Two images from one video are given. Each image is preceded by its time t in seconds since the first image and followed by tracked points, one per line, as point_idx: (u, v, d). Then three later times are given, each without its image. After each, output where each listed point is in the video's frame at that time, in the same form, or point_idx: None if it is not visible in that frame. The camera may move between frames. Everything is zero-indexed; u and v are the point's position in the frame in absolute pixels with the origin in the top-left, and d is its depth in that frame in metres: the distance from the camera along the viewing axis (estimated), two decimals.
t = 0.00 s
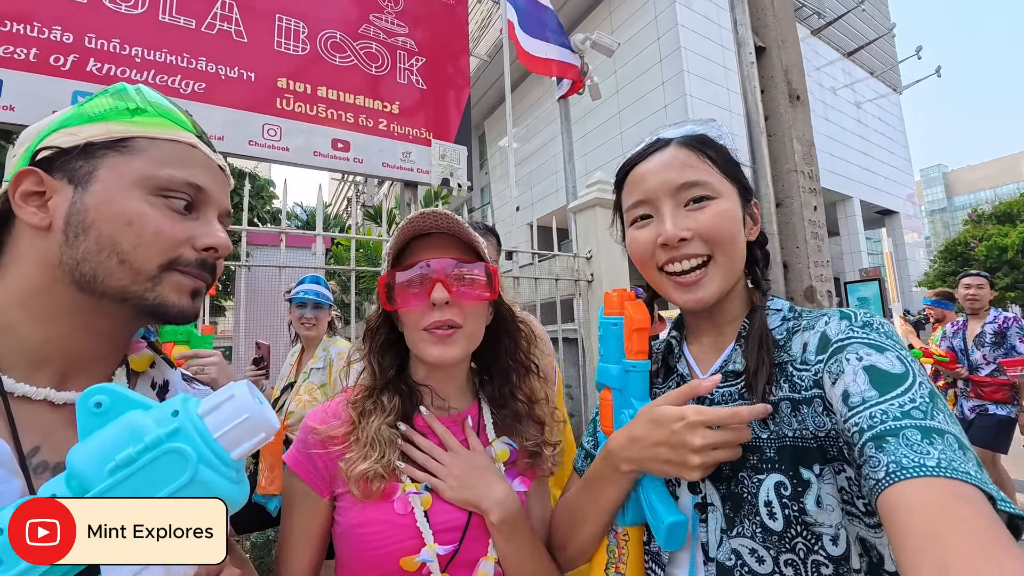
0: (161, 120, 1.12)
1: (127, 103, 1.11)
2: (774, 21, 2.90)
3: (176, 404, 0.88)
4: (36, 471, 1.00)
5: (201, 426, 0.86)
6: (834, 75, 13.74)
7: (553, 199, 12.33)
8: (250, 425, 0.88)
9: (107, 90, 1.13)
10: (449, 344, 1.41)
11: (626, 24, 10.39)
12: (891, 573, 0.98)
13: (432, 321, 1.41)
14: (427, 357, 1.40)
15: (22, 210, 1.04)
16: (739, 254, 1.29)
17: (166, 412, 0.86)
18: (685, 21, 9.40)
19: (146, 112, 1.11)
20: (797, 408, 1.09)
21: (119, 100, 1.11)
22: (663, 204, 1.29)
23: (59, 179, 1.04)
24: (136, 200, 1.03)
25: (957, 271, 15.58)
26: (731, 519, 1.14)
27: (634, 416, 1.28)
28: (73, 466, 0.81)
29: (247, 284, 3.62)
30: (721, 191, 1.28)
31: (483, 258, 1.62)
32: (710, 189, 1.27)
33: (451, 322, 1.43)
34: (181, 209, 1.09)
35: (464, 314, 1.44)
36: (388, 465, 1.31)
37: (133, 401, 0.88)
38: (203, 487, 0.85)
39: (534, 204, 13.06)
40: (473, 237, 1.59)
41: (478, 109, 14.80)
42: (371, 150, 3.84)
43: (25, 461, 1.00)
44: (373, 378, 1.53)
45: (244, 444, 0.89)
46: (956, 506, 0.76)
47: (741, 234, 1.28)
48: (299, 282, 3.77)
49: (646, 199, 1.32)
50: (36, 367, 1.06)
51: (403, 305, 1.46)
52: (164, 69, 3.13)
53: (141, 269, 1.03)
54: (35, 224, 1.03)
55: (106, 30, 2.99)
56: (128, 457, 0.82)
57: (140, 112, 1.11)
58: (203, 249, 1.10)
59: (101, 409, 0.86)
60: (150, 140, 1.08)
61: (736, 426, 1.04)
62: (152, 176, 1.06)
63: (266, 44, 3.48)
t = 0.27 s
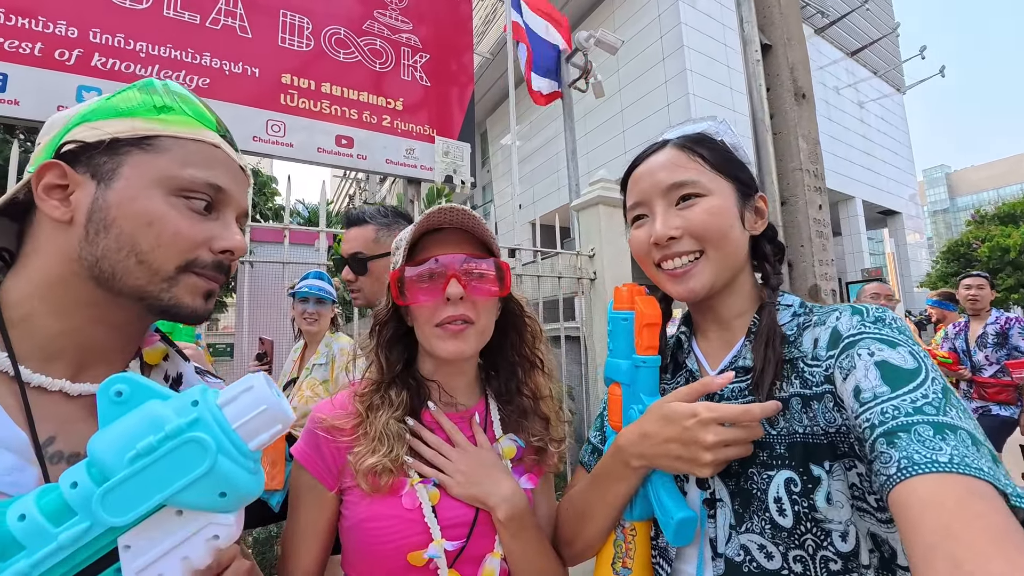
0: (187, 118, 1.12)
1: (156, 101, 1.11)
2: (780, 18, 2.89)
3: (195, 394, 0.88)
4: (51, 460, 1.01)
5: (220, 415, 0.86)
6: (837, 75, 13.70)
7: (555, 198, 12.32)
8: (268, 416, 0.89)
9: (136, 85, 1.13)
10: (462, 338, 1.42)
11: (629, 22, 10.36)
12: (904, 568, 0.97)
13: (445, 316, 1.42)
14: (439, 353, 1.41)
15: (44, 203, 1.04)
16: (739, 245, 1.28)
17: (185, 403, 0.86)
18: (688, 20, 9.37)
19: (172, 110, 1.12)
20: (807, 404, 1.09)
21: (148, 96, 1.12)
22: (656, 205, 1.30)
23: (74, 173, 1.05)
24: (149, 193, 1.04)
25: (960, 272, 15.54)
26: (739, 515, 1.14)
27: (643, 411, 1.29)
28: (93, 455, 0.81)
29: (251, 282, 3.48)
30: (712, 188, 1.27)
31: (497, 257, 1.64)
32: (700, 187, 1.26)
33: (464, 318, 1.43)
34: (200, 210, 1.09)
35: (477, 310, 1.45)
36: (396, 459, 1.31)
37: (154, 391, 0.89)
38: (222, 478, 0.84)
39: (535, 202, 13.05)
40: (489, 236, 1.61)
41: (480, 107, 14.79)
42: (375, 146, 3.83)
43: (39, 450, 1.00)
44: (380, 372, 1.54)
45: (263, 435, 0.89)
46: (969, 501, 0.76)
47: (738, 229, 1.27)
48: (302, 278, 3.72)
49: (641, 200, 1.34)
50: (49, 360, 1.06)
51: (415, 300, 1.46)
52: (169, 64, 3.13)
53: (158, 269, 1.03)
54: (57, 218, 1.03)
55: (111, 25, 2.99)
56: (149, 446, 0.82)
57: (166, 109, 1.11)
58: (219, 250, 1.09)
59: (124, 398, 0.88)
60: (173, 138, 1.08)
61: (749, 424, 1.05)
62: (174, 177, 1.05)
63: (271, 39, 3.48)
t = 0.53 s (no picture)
0: (192, 114, 1.11)
1: (161, 96, 1.10)
2: (786, 17, 2.88)
3: (194, 382, 0.86)
4: (49, 455, 1.00)
5: (220, 404, 0.85)
6: (839, 75, 13.68)
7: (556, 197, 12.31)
8: (269, 404, 0.87)
9: (140, 78, 1.12)
10: (475, 335, 1.41)
11: (631, 21, 10.33)
12: (917, 571, 0.96)
13: (457, 312, 1.41)
14: (451, 349, 1.40)
15: (44, 195, 1.02)
16: (745, 244, 1.26)
17: (185, 391, 0.85)
18: (690, 19, 9.35)
19: (177, 105, 1.10)
20: (817, 402, 1.08)
21: (153, 91, 1.10)
22: (661, 204, 1.30)
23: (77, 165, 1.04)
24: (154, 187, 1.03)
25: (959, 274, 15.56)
26: (749, 513, 1.13)
27: (655, 408, 1.28)
28: (91, 444, 0.80)
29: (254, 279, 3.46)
30: (718, 187, 1.25)
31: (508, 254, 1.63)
32: (705, 186, 1.25)
33: (477, 313, 1.42)
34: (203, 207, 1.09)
35: (490, 307, 1.44)
36: (407, 457, 1.30)
37: (153, 379, 0.88)
38: (222, 467, 0.84)
39: (536, 201, 13.04)
40: (502, 232, 1.60)
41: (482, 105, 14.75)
42: (378, 143, 3.82)
43: (38, 444, 0.99)
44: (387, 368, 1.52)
45: (263, 423, 0.88)
46: (983, 501, 0.75)
47: (741, 229, 1.25)
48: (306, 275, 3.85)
49: (647, 200, 1.33)
50: (48, 354, 1.05)
51: (426, 295, 1.45)
52: (171, 59, 3.12)
53: (158, 265, 1.03)
54: (57, 211, 1.02)
55: (113, 18, 2.97)
56: (148, 434, 0.81)
57: (171, 104, 1.10)
58: (221, 248, 1.10)
59: (122, 386, 0.86)
60: (178, 134, 1.08)
61: (761, 424, 1.05)
62: (177, 173, 1.05)
63: (273, 35, 3.46)
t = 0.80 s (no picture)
0: (184, 105, 1.09)
1: (154, 87, 1.09)
2: (790, 18, 2.88)
3: (175, 376, 0.86)
4: (43, 450, 0.98)
5: (201, 398, 0.84)
6: (840, 78, 13.71)
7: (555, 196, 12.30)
8: (254, 398, 0.85)
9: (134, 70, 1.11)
10: (479, 331, 1.40)
11: (632, 21, 10.34)
12: (921, 569, 0.96)
13: (461, 308, 1.40)
14: (456, 345, 1.39)
15: (33, 186, 1.03)
16: (755, 249, 1.26)
17: (164, 385, 0.84)
18: (691, 20, 9.36)
19: (169, 96, 1.09)
20: (823, 401, 1.07)
21: (145, 82, 1.09)
22: (670, 203, 1.29)
23: (74, 157, 1.03)
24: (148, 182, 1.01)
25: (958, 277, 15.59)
26: (753, 513, 1.12)
27: (657, 408, 1.27)
28: (68, 440, 0.79)
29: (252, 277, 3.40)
30: (727, 186, 1.25)
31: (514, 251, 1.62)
32: (714, 184, 1.24)
33: (483, 309, 1.42)
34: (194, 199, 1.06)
35: (495, 303, 1.44)
36: (412, 454, 1.30)
37: (133, 373, 0.87)
38: (200, 464, 0.82)
39: (535, 201, 13.03)
40: (509, 229, 1.59)
41: (483, 104, 14.74)
42: (379, 141, 3.81)
43: (30, 440, 0.98)
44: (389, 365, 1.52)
45: (248, 418, 0.86)
46: (990, 501, 0.74)
47: (751, 228, 1.25)
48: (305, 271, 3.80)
49: (654, 199, 1.32)
50: (43, 348, 1.04)
51: (430, 292, 1.43)
52: (171, 55, 3.10)
53: (142, 258, 1.00)
54: (46, 203, 1.02)
55: (113, 13, 2.95)
56: (124, 430, 0.80)
57: (163, 95, 1.08)
58: (209, 241, 1.06)
59: (102, 380, 0.85)
60: (172, 125, 1.06)
61: (765, 425, 1.03)
62: (167, 163, 1.03)
63: (274, 31, 3.44)
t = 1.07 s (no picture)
0: (180, 103, 1.16)
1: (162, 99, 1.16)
2: (790, 20, 2.88)
3: (170, 374, 0.85)
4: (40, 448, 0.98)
5: (195, 396, 0.83)
6: (840, 80, 13.72)
7: (555, 197, 12.30)
8: (247, 398, 0.84)
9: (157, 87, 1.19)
10: (473, 333, 1.40)
11: (633, 22, 10.33)
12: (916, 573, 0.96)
13: (456, 309, 1.40)
14: (453, 346, 1.38)
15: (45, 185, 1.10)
16: (753, 255, 1.25)
17: (158, 383, 0.84)
18: (691, 22, 9.36)
19: (166, 98, 1.17)
20: (819, 405, 1.07)
21: (150, 92, 1.19)
22: (674, 205, 1.27)
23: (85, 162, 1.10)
24: (151, 189, 1.02)
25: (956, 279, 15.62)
26: (752, 517, 1.12)
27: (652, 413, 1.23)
28: (62, 436, 0.78)
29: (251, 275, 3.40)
30: (732, 191, 1.25)
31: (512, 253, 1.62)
32: (718, 189, 1.24)
33: (479, 311, 1.41)
34: (162, 181, 1.05)
35: (491, 304, 1.43)
36: (406, 456, 1.29)
37: (129, 369, 0.85)
38: (192, 462, 0.81)
39: (535, 201, 13.03)
40: (505, 231, 1.59)
41: (483, 104, 14.72)
42: (378, 140, 3.80)
43: (28, 437, 0.98)
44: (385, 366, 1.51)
45: (242, 417, 0.85)
46: (978, 501, 0.73)
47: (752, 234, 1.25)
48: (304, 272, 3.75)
49: (656, 201, 1.30)
50: (40, 347, 1.04)
51: (425, 293, 1.42)
52: (170, 53, 3.09)
53: (87, 235, 0.97)
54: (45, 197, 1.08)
55: (112, 11, 2.94)
56: (117, 426, 0.79)
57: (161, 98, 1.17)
58: (164, 219, 1.00)
59: (97, 376, 0.84)
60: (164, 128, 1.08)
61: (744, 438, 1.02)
62: (136, 146, 1.04)
63: (274, 30, 3.43)
